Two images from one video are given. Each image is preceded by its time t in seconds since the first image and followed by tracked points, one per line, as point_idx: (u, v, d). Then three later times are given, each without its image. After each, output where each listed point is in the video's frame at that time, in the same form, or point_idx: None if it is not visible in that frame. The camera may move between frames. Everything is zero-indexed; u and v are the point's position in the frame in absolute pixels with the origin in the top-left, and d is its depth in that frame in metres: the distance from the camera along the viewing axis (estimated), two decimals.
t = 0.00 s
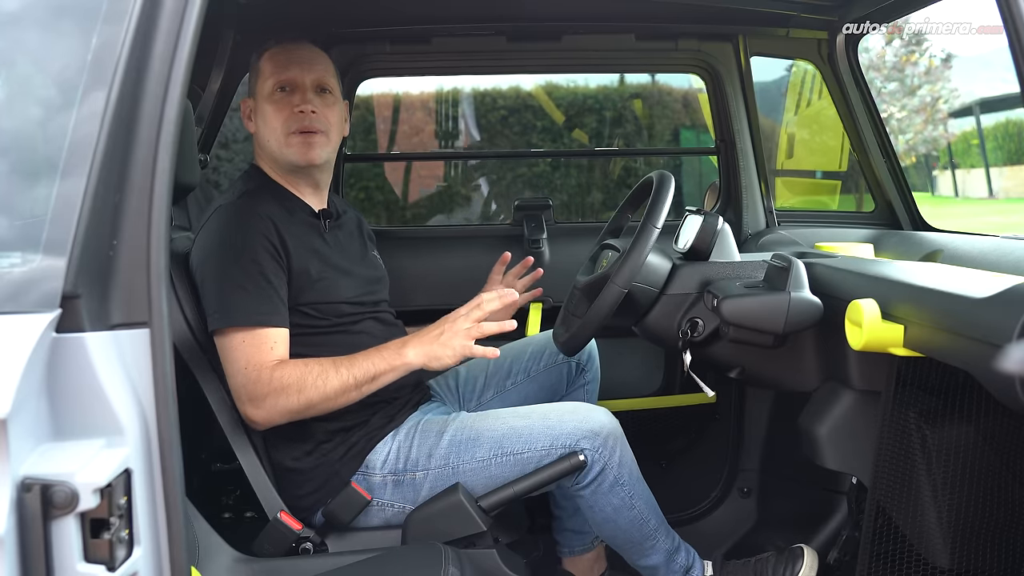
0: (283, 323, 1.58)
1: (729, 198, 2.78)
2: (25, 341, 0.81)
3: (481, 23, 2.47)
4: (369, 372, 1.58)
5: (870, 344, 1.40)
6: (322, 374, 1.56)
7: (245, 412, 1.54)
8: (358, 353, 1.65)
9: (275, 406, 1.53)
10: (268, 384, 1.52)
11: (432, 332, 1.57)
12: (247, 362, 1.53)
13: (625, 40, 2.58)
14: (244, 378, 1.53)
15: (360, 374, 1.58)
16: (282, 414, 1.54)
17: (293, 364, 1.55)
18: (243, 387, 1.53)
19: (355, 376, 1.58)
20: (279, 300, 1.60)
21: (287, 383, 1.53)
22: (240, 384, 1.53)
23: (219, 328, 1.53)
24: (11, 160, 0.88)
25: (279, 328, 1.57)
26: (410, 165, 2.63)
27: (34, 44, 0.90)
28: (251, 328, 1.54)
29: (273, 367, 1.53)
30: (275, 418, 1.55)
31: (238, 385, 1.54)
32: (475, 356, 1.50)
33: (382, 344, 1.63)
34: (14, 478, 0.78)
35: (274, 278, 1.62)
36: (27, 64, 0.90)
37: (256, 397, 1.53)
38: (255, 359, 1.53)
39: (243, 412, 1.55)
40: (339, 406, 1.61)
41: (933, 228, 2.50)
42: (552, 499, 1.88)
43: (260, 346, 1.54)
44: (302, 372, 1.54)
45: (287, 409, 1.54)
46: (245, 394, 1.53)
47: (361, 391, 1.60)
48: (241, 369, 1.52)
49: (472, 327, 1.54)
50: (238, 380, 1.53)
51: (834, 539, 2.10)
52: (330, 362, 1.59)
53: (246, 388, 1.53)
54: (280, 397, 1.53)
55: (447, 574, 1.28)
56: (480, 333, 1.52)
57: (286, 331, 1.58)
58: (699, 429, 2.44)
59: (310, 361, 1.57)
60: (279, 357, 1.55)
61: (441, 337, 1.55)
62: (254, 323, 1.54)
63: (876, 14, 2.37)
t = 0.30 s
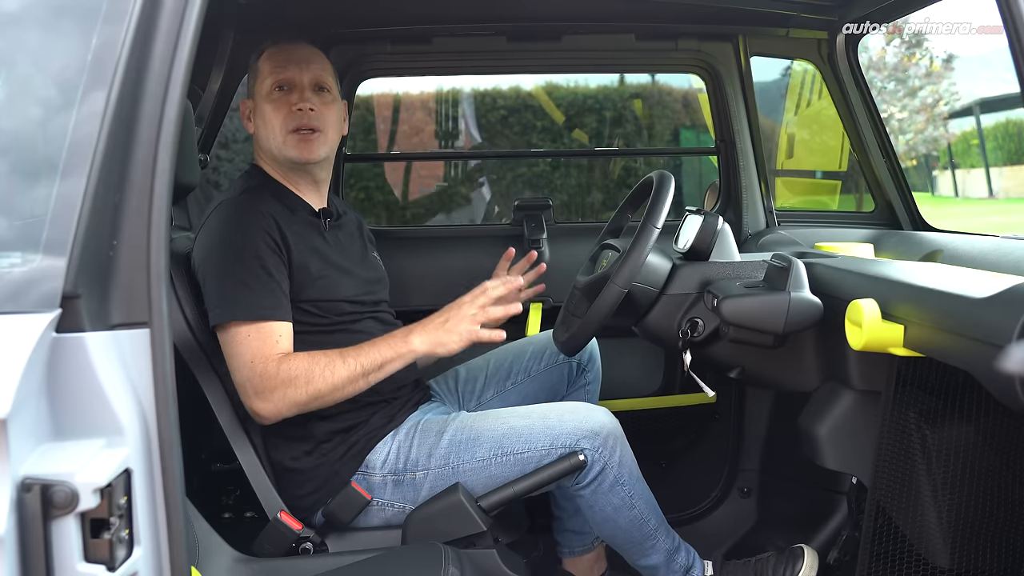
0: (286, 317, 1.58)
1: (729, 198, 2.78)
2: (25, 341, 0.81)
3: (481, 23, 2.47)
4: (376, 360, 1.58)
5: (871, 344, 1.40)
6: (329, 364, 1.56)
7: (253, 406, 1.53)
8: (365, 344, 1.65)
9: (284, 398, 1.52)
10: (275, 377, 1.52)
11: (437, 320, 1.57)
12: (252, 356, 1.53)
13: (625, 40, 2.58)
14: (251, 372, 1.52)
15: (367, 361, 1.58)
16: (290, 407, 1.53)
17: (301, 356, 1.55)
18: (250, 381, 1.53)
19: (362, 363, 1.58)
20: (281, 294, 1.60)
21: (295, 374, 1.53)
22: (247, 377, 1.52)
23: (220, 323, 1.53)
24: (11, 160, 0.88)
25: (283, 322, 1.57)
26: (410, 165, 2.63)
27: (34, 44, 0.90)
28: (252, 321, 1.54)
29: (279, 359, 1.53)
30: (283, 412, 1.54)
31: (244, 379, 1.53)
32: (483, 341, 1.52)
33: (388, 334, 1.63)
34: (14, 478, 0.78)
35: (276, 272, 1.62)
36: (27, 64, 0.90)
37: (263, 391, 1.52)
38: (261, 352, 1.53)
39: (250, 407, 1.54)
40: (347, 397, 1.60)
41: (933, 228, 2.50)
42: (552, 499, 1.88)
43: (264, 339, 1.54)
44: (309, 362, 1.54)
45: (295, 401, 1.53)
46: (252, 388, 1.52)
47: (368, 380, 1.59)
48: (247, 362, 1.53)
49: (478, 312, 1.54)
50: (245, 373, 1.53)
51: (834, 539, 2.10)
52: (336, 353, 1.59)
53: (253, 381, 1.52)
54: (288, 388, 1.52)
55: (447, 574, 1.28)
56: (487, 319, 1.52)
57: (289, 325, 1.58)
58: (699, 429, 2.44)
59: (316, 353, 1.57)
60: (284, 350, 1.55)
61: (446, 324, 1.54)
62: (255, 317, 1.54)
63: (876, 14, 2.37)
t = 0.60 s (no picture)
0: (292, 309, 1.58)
1: (729, 198, 2.78)
2: (25, 341, 0.81)
3: (481, 23, 2.47)
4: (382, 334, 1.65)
5: (870, 344, 1.40)
6: (341, 346, 1.60)
7: (270, 399, 1.53)
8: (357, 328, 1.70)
9: (303, 385, 1.54)
10: (293, 364, 1.53)
11: (431, 288, 1.70)
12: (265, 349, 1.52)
13: (625, 40, 2.58)
14: (267, 364, 1.52)
15: (376, 337, 1.64)
16: (309, 393, 1.55)
17: (313, 342, 1.57)
18: (265, 373, 1.52)
19: (370, 340, 1.64)
20: (287, 289, 1.59)
21: (313, 358, 1.55)
22: (262, 369, 1.52)
23: (230, 319, 1.53)
24: (11, 160, 0.88)
25: (292, 315, 1.57)
26: (410, 165, 2.63)
27: (34, 44, 0.90)
28: (263, 315, 1.54)
29: (292, 348, 1.54)
30: (301, 400, 1.55)
31: (258, 372, 1.53)
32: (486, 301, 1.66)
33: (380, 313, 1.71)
34: (14, 478, 0.78)
35: (282, 268, 1.62)
36: (27, 64, 0.90)
37: (280, 382, 1.53)
38: (274, 343, 1.53)
39: (268, 400, 1.54)
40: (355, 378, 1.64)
41: (933, 228, 2.50)
42: (552, 499, 1.88)
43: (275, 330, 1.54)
44: (323, 344, 1.58)
45: (315, 386, 1.55)
46: (269, 379, 1.53)
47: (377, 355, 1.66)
48: (262, 354, 1.52)
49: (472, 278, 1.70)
50: (260, 365, 1.52)
51: (834, 538, 2.10)
52: (341, 335, 1.63)
53: (268, 373, 1.53)
54: (308, 373, 1.55)
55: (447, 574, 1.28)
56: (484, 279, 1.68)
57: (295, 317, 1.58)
58: (699, 429, 2.44)
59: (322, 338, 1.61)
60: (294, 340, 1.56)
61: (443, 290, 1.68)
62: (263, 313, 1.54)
63: (876, 14, 2.37)
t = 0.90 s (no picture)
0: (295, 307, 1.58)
1: (729, 198, 2.78)
2: (25, 341, 0.81)
3: (481, 23, 2.47)
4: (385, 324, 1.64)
5: (871, 344, 1.40)
6: (343, 338, 1.59)
7: (275, 395, 1.53)
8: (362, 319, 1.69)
9: (308, 379, 1.54)
10: (297, 358, 1.53)
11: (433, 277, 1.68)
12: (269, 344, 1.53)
13: (625, 40, 2.58)
14: (272, 359, 1.52)
15: (379, 328, 1.63)
16: (314, 387, 1.55)
17: (319, 337, 1.57)
18: (270, 369, 1.52)
19: (372, 330, 1.63)
20: (290, 289, 1.59)
21: (316, 351, 1.55)
22: (266, 364, 1.52)
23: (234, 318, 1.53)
24: (11, 160, 0.88)
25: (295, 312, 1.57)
26: (410, 165, 2.63)
27: (34, 44, 0.90)
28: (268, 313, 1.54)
29: (296, 344, 1.54)
30: (307, 395, 1.55)
31: (264, 368, 1.53)
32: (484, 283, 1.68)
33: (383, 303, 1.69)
34: (14, 478, 0.78)
35: (286, 268, 1.63)
36: (27, 64, 0.90)
37: (286, 377, 1.53)
38: (279, 339, 1.54)
39: (273, 396, 1.54)
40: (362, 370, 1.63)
41: (933, 228, 2.50)
42: (552, 499, 1.88)
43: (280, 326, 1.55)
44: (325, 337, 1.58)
45: (320, 379, 1.55)
46: (274, 374, 1.53)
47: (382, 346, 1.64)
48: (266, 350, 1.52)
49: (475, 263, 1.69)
50: (265, 361, 1.52)
51: (834, 539, 2.10)
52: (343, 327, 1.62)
53: (273, 368, 1.52)
54: (312, 367, 1.54)
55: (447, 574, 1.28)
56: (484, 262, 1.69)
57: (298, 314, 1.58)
58: (699, 429, 2.44)
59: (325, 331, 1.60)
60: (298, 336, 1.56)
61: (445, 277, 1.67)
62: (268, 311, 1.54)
63: (876, 14, 2.37)
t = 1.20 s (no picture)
0: (287, 322, 1.57)
1: (729, 198, 2.78)
2: (25, 341, 0.81)
3: (481, 23, 2.47)
4: (371, 377, 1.54)
5: (870, 344, 1.40)
6: (323, 378, 1.53)
7: (253, 410, 1.54)
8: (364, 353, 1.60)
9: (278, 407, 1.53)
10: (270, 385, 1.52)
11: (436, 339, 1.49)
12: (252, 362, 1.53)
13: (625, 39, 2.57)
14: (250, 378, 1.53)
15: (360, 379, 1.54)
16: (284, 416, 1.54)
17: (296, 365, 1.53)
18: (249, 384, 1.53)
19: (354, 381, 1.54)
20: (284, 301, 1.59)
21: (291, 384, 1.51)
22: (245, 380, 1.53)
23: (224, 329, 1.54)
24: (11, 160, 0.88)
25: (284, 329, 1.56)
26: (410, 165, 2.63)
27: (34, 44, 0.90)
28: (255, 327, 1.54)
29: (276, 368, 1.53)
30: (277, 419, 1.55)
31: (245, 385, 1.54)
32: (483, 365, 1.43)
33: (387, 346, 1.57)
34: (14, 478, 0.78)
35: (280, 276, 1.62)
36: (27, 64, 0.90)
37: (260, 398, 1.53)
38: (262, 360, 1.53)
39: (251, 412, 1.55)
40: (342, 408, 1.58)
41: (933, 228, 2.50)
42: (552, 499, 1.88)
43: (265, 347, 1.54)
44: (304, 373, 1.52)
45: (289, 411, 1.53)
46: (250, 395, 1.53)
47: (363, 396, 1.56)
48: (249, 367, 1.53)
49: (474, 343, 1.45)
50: (244, 379, 1.53)
51: (834, 538, 2.10)
52: (331, 365, 1.56)
53: (251, 387, 1.53)
54: (283, 398, 1.52)
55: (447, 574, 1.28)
56: (481, 335, 1.44)
57: (290, 330, 1.57)
58: (699, 429, 2.44)
59: (312, 363, 1.55)
60: (284, 358, 1.55)
61: (442, 347, 1.47)
62: (257, 322, 1.54)
63: (876, 14, 2.37)
